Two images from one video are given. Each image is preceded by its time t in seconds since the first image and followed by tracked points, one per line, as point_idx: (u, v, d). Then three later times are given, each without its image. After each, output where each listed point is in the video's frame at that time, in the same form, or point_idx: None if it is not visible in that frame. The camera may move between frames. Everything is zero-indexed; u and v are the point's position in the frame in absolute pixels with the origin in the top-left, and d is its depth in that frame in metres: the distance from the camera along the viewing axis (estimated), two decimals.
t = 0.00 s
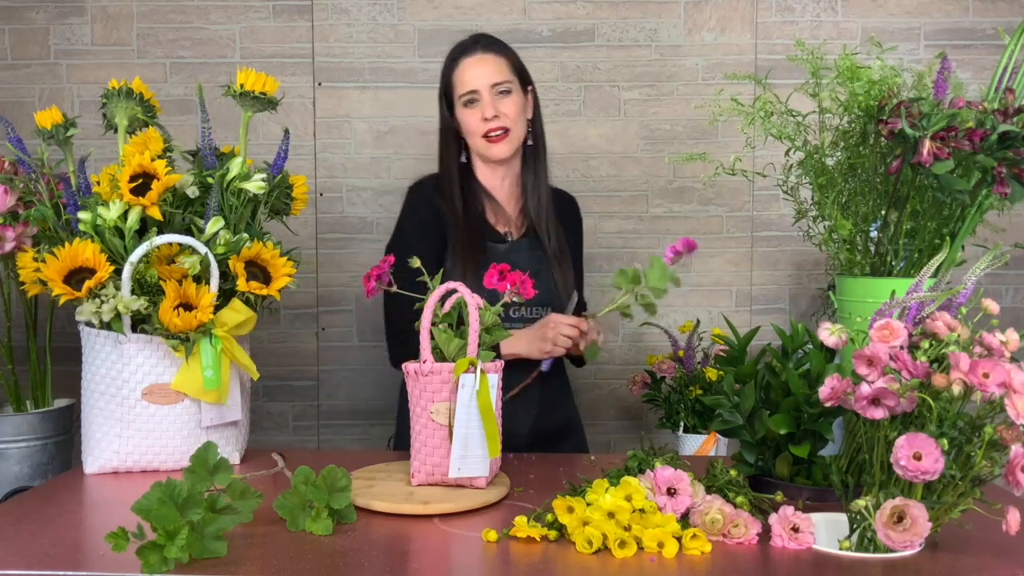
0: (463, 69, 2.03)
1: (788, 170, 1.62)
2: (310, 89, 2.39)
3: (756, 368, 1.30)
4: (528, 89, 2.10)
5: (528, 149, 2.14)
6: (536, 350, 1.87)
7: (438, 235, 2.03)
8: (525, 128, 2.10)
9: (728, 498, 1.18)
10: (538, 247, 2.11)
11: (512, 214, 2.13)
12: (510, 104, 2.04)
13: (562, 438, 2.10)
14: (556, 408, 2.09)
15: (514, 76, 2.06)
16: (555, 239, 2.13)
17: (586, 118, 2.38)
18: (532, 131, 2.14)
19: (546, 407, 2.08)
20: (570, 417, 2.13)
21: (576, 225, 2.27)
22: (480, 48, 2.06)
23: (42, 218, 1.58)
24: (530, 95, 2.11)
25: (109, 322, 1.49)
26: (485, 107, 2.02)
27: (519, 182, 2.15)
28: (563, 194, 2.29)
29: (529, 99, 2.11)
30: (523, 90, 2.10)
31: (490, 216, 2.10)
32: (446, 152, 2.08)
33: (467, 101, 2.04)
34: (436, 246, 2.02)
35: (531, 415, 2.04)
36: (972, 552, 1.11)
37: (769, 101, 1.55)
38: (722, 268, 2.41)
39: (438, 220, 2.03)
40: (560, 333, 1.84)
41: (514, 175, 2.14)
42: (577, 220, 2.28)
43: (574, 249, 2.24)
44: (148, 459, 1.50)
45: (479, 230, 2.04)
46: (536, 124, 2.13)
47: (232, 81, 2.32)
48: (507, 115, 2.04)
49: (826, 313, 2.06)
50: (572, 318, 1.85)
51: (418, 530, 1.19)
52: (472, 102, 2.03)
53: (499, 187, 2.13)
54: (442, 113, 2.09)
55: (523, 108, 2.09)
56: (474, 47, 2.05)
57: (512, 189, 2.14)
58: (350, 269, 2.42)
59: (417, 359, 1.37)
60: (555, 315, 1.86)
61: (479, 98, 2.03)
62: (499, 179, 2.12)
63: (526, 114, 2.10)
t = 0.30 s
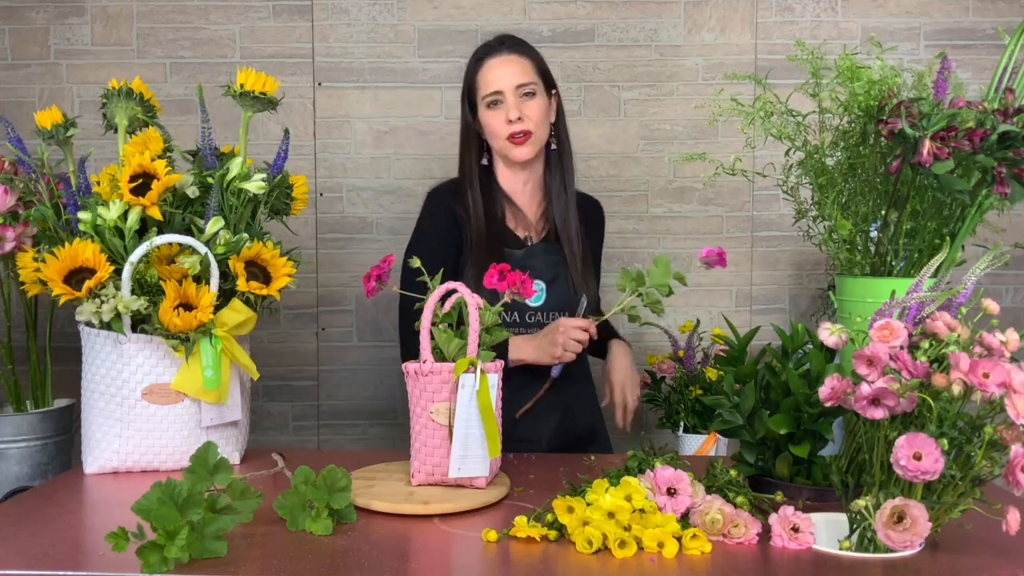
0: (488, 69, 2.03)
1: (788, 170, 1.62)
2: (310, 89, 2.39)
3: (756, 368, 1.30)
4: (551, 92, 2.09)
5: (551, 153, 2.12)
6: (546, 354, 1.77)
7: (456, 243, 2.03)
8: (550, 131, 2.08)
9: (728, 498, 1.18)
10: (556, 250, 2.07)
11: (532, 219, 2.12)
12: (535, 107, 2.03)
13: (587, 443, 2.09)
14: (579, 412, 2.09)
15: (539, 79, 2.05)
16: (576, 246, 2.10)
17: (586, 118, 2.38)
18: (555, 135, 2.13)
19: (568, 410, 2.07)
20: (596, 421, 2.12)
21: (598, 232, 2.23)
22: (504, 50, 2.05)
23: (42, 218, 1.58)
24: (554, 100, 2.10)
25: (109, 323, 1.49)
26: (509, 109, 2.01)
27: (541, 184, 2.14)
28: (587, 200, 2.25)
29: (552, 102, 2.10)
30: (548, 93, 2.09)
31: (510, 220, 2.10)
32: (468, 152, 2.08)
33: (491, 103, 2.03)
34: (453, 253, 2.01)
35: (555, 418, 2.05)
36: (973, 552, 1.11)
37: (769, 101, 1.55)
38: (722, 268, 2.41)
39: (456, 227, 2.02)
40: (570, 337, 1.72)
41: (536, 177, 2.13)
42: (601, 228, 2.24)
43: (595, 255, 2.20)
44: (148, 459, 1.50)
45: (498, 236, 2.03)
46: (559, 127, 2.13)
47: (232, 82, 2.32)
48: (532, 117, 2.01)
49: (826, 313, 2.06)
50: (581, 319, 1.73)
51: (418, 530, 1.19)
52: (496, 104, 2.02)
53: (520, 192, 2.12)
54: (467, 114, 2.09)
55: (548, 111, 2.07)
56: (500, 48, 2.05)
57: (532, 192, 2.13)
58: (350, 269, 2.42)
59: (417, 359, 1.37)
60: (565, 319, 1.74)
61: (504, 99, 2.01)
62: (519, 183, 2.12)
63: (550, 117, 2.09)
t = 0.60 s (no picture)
0: (489, 73, 2.03)
1: (788, 170, 1.62)
2: (310, 89, 2.39)
3: (756, 368, 1.30)
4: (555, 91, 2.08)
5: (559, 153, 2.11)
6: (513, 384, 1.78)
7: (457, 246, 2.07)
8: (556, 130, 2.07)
9: (728, 498, 1.18)
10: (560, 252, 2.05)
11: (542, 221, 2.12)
12: (537, 107, 2.01)
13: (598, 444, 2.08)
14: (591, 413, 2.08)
15: (541, 79, 2.04)
16: (584, 247, 2.06)
17: (586, 118, 2.38)
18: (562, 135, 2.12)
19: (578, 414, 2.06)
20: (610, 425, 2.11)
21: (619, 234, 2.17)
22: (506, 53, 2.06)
23: (43, 218, 1.58)
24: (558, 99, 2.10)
25: (109, 323, 1.49)
26: (510, 111, 2.01)
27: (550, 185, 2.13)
28: (608, 202, 2.20)
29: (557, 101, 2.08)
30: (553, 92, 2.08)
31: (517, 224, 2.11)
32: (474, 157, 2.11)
33: (495, 106, 2.03)
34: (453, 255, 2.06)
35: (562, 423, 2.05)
36: (973, 552, 1.11)
37: (769, 101, 1.54)
38: (722, 268, 2.41)
39: (456, 230, 2.06)
40: (541, 370, 1.76)
41: (545, 178, 2.12)
42: (621, 230, 2.18)
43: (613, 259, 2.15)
44: (148, 459, 1.50)
45: (500, 238, 2.04)
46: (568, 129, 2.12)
47: (232, 82, 2.32)
48: (535, 117, 2.00)
49: (826, 313, 2.06)
50: (554, 353, 1.76)
51: (418, 530, 1.19)
52: (499, 106, 2.02)
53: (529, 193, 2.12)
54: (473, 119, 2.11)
55: (553, 110, 2.06)
56: (500, 51, 2.05)
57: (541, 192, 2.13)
58: (350, 269, 2.42)
59: (417, 359, 1.37)
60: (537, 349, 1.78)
61: (506, 101, 2.01)
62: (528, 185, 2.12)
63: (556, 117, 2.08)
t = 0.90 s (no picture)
0: (492, 72, 2.04)
1: (788, 170, 1.62)
2: (310, 89, 2.39)
3: (756, 368, 1.30)
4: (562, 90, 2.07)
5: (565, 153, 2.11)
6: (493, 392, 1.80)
7: (458, 243, 2.09)
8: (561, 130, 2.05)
9: (728, 498, 1.18)
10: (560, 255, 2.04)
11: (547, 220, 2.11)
12: (540, 106, 2.00)
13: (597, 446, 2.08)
14: (585, 410, 2.07)
15: (545, 78, 2.03)
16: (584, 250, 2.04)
17: (586, 118, 2.38)
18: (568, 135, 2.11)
19: (571, 411, 2.06)
20: (608, 421, 2.10)
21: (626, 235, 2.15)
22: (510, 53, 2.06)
23: (43, 218, 1.59)
24: (567, 101, 2.08)
25: (109, 323, 1.49)
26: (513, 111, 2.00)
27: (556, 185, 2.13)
28: (616, 203, 2.17)
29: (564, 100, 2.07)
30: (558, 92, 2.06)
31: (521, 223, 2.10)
32: (480, 157, 2.11)
33: (498, 106, 2.03)
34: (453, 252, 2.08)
35: (556, 422, 2.05)
36: (974, 552, 1.11)
37: (769, 101, 1.55)
38: (722, 268, 2.41)
39: (457, 228, 2.08)
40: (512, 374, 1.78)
41: (550, 178, 2.12)
42: (628, 232, 2.15)
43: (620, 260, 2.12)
44: (148, 459, 1.50)
45: (500, 238, 2.05)
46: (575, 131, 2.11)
47: (232, 82, 2.32)
48: (538, 115, 1.99)
49: (826, 314, 2.07)
50: (523, 357, 1.78)
51: (418, 530, 1.19)
52: (502, 105, 2.02)
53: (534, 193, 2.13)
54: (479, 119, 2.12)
55: (558, 109, 2.04)
56: (504, 50, 2.06)
57: (547, 192, 2.12)
58: (350, 269, 2.42)
59: (417, 359, 1.37)
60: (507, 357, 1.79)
61: (509, 100, 2.01)
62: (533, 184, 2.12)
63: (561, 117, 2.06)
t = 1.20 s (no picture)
0: (509, 63, 2.07)
1: (788, 170, 1.62)
2: (310, 89, 2.39)
3: (756, 368, 1.30)
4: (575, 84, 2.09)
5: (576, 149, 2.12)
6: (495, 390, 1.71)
7: (467, 243, 2.08)
8: (575, 123, 2.08)
9: (728, 498, 1.18)
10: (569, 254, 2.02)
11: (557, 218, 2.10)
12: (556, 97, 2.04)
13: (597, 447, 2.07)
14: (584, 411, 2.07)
15: (562, 69, 2.07)
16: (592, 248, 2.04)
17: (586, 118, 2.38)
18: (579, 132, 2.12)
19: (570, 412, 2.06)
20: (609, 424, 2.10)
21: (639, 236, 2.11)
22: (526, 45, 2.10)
23: (43, 218, 1.59)
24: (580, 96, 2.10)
25: (109, 323, 1.49)
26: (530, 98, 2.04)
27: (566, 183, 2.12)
28: (628, 201, 2.14)
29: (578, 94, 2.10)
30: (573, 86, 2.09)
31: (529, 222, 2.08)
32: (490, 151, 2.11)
33: (514, 94, 2.05)
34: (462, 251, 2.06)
35: (556, 423, 2.05)
36: (974, 552, 1.11)
37: (769, 101, 1.55)
38: (722, 268, 2.41)
39: (467, 229, 2.07)
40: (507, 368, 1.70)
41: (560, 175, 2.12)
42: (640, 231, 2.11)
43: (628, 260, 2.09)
44: (148, 459, 1.50)
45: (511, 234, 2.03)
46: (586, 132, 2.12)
47: (232, 82, 2.32)
48: (555, 102, 2.03)
49: (827, 314, 2.07)
50: (512, 348, 1.70)
51: (418, 530, 1.19)
52: (518, 93, 2.05)
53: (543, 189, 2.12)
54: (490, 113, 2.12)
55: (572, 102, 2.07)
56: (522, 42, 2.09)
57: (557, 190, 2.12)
58: (350, 269, 2.42)
59: (417, 359, 1.37)
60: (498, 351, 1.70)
61: (525, 87, 2.04)
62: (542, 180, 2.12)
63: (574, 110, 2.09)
